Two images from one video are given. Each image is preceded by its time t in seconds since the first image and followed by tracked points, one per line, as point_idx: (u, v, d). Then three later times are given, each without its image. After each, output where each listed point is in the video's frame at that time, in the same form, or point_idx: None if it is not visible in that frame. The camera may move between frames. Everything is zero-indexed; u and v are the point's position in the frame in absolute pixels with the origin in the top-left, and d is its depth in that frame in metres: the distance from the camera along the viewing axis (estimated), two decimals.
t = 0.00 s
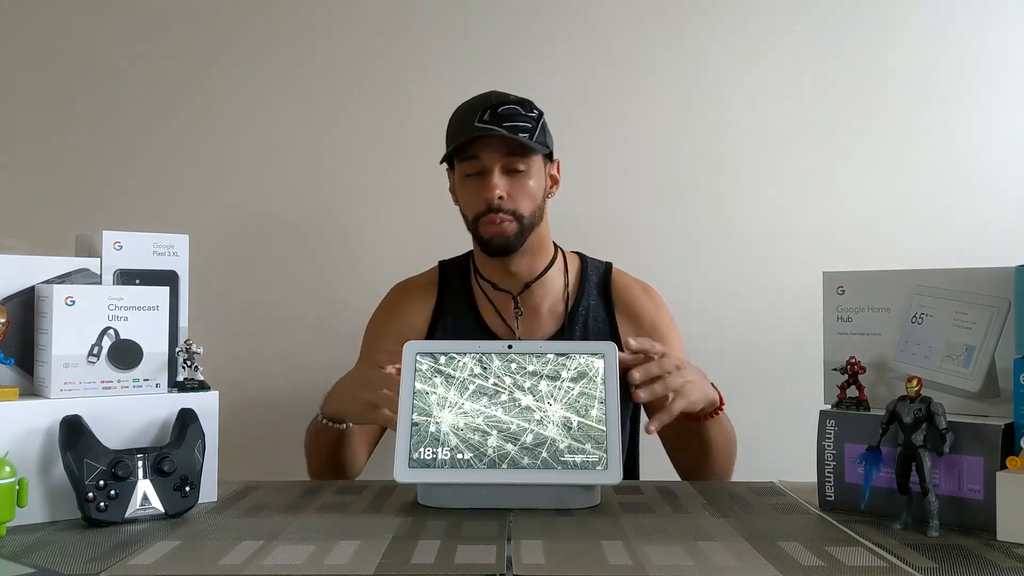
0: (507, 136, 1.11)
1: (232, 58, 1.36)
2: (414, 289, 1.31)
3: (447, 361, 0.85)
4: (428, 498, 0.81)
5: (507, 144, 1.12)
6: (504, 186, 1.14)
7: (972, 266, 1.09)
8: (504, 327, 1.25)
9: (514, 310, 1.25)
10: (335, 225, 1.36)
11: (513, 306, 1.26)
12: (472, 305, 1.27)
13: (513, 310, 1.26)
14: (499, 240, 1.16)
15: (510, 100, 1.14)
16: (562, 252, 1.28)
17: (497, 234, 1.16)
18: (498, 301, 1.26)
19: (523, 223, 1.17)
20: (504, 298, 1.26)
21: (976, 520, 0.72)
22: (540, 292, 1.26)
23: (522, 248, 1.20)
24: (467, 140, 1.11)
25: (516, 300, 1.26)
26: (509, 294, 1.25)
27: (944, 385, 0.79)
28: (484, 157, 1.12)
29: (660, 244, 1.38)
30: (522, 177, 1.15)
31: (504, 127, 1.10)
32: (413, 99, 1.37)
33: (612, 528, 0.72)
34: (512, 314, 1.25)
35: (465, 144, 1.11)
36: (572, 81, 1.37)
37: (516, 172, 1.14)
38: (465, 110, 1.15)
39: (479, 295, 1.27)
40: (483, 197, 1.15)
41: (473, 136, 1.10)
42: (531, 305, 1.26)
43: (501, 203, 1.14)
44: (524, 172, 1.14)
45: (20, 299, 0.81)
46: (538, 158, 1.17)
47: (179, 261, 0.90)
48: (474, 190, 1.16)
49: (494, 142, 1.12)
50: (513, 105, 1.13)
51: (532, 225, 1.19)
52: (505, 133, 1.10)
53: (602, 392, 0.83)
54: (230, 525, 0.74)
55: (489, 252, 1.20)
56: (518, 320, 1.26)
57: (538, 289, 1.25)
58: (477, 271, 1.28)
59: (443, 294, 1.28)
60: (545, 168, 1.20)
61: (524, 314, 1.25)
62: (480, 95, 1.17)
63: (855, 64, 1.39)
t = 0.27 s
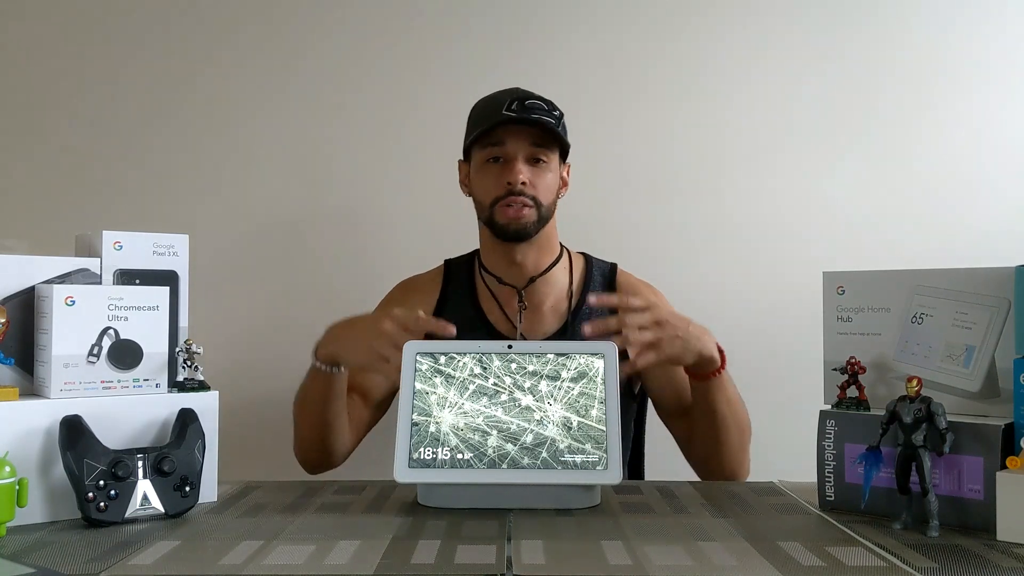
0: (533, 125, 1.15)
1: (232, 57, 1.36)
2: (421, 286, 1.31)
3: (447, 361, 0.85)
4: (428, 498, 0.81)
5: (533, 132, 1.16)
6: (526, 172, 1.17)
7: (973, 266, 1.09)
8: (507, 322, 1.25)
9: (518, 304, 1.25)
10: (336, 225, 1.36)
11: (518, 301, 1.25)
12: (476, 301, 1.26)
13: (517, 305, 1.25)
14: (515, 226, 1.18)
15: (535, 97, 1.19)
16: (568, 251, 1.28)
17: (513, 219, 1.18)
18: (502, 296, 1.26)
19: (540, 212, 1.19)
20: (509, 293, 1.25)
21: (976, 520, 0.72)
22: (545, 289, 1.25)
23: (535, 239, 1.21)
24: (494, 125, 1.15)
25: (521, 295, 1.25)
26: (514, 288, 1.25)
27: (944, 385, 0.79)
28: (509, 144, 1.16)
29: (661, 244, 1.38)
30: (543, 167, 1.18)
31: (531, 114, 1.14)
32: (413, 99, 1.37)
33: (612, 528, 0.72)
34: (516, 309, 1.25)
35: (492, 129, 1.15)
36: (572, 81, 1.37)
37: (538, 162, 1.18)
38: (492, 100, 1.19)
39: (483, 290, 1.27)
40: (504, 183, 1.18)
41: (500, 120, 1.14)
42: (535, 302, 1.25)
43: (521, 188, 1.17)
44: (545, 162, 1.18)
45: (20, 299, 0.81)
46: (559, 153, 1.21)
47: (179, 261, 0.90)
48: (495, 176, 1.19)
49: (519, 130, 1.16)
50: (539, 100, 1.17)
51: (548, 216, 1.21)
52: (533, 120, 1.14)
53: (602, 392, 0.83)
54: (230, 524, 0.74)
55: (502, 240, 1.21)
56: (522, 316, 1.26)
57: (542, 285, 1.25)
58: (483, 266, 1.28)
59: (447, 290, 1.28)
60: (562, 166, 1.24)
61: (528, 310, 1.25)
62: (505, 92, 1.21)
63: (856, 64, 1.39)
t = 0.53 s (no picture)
0: (548, 127, 1.26)
1: (232, 57, 1.36)
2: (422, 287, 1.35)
3: (448, 361, 0.85)
4: (428, 498, 0.80)
5: (547, 134, 1.26)
6: (539, 174, 1.27)
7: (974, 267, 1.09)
8: (508, 320, 1.32)
9: (520, 303, 1.32)
10: (336, 225, 1.36)
11: (521, 299, 1.32)
12: (479, 299, 1.32)
13: (520, 303, 1.32)
14: (524, 225, 1.29)
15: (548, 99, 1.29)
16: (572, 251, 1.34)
17: (524, 218, 1.29)
18: (504, 294, 1.33)
19: (550, 213, 1.30)
20: (511, 291, 1.32)
21: (976, 520, 0.72)
22: (547, 288, 1.32)
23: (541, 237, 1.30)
24: (512, 125, 1.25)
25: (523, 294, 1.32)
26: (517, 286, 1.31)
27: (944, 385, 0.79)
28: (525, 144, 1.26)
29: (661, 244, 1.38)
30: (554, 169, 1.29)
31: (547, 114, 1.25)
32: (413, 99, 1.37)
33: (612, 528, 0.72)
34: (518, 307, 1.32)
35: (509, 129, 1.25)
36: (572, 81, 1.37)
37: (549, 165, 1.28)
38: (507, 100, 1.29)
39: (487, 288, 1.33)
40: (517, 181, 1.27)
41: (519, 119, 1.24)
42: (537, 300, 1.32)
43: (534, 188, 1.27)
44: (556, 164, 1.28)
45: (20, 299, 0.81)
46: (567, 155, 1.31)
47: (179, 261, 0.90)
48: (509, 176, 1.28)
49: (534, 131, 1.26)
50: (553, 102, 1.28)
51: (555, 216, 1.31)
52: (548, 120, 1.24)
53: (602, 392, 0.83)
54: (230, 524, 0.74)
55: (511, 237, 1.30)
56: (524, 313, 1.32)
57: (546, 284, 1.32)
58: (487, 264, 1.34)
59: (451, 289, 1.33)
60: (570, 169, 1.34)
61: (531, 308, 1.31)
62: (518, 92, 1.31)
63: (856, 64, 1.39)
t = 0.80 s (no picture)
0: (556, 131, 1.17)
1: (232, 58, 1.36)
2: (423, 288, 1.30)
3: (448, 361, 0.85)
4: (428, 498, 0.81)
5: (555, 138, 1.18)
6: (546, 178, 1.19)
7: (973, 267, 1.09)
8: (510, 325, 1.26)
9: (522, 306, 1.26)
10: (336, 225, 1.36)
11: (523, 303, 1.26)
12: (479, 303, 1.27)
13: (522, 307, 1.26)
14: (530, 231, 1.20)
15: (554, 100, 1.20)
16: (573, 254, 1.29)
17: (529, 224, 1.20)
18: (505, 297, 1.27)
19: (556, 217, 1.22)
20: (513, 295, 1.27)
21: (976, 520, 0.72)
22: (550, 291, 1.26)
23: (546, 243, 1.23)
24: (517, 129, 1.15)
25: (525, 297, 1.26)
26: (519, 291, 1.26)
27: (944, 385, 0.79)
28: (531, 148, 1.17)
29: (660, 245, 1.38)
30: (560, 174, 1.21)
31: (555, 119, 1.16)
32: (413, 99, 1.37)
33: (612, 528, 0.72)
34: (519, 312, 1.26)
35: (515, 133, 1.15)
36: (572, 81, 1.37)
37: (556, 169, 1.20)
38: (512, 100, 1.19)
39: (487, 292, 1.28)
40: (523, 186, 1.19)
41: (527, 124, 1.15)
42: (539, 304, 1.26)
43: (541, 194, 1.18)
44: (563, 169, 1.21)
45: (20, 299, 0.81)
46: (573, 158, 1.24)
47: (179, 261, 0.90)
48: (514, 179, 1.19)
49: (540, 134, 1.17)
50: (560, 104, 1.19)
51: (561, 220, 1.23)
52: (558, 125, 1.15)
53: (602, 392, 0.83)
54: (230, 524, 0.74)
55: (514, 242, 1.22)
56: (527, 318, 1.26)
57: (548, 288, 1.26)
58: (487, 266, 1.29)
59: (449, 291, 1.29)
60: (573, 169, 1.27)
61: (533, 312, 1.26)
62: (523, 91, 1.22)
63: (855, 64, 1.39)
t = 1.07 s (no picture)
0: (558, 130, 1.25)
1: (232, 58, 1.36)
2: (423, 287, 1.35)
3: (448, 361, 0.85)
4: (428, 498, 0.80)
5: (557, 137, 1.26)
6: (548, 177, 1.28)
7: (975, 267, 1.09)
8: (512, 327, 1.31)
9: (523, 308, 1.31)
10: (335, 225, 1.36)
11: (524, 304, 1.32)
12: (481, 305, 1.32)
13: (523, 308, 1.32)
14: (532, 229, 1.29)
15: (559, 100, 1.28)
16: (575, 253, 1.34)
17: (531, 221, 1.29)
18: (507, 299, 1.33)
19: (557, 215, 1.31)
20: (514, 296, 1.32)
21: (976, 520, 0.72)
22: (550, 292, 1.32)
23: (547, 241, 1.31)
24: (521, 127, 1.24)
25: (526, 298, 1.32)
26: (520, 292, 1.32)
27: (943, 385, 0.79)
28: (534, 146, 1.25)
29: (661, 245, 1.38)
30: (562, 172, 1.29)
31: (558, 118, 1.24)
32: (413, 99, 1.37)
33: (612, 528, 0.72)
34: (521, 313, 1.31)
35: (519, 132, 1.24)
36: (572, 81, 1.37)
37: (558, 167, 1.28)
38: (517, 99, 1.27)
39: (489, 294, 1.33)
40: (526, 184, 1.28)
41: (531, 122, 1.23)
42: (539, 305, 1.32)
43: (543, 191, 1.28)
44: (565, 168, 1.29)
45: (20, 299, 0.81)
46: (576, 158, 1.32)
47: (179, 261, 0.90)
48: (517, 178, 1.28)
49: (544, 134, 1.25)
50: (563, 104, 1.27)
51: (562, 218, 1.32)
52: (560, 123, 1.23)
53: (602, 392, 0.83)
54: (230, 524, 0.74)
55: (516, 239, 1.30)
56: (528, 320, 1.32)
57: (548, 289, 1.32)
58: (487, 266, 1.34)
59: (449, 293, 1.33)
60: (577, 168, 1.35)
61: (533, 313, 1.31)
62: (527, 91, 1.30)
63: (856, 65, 1.39)
